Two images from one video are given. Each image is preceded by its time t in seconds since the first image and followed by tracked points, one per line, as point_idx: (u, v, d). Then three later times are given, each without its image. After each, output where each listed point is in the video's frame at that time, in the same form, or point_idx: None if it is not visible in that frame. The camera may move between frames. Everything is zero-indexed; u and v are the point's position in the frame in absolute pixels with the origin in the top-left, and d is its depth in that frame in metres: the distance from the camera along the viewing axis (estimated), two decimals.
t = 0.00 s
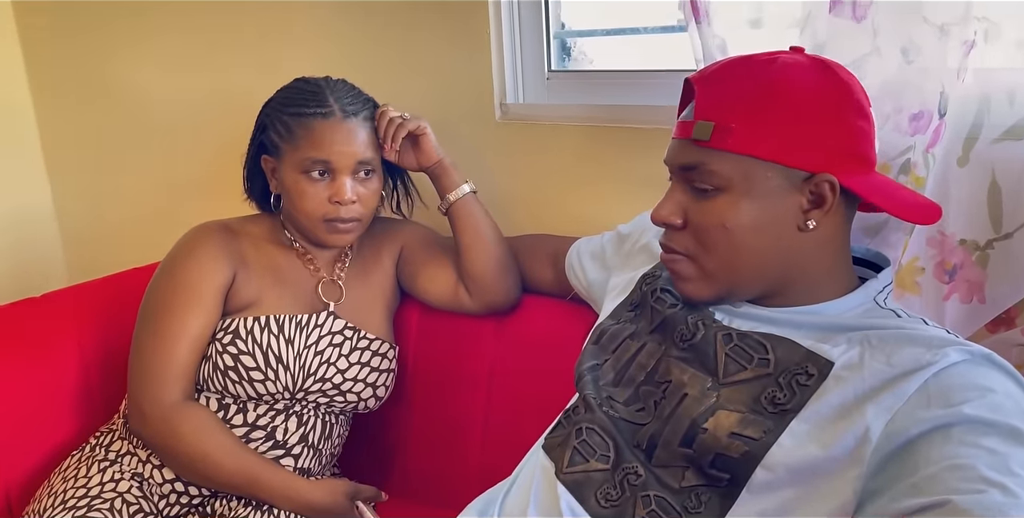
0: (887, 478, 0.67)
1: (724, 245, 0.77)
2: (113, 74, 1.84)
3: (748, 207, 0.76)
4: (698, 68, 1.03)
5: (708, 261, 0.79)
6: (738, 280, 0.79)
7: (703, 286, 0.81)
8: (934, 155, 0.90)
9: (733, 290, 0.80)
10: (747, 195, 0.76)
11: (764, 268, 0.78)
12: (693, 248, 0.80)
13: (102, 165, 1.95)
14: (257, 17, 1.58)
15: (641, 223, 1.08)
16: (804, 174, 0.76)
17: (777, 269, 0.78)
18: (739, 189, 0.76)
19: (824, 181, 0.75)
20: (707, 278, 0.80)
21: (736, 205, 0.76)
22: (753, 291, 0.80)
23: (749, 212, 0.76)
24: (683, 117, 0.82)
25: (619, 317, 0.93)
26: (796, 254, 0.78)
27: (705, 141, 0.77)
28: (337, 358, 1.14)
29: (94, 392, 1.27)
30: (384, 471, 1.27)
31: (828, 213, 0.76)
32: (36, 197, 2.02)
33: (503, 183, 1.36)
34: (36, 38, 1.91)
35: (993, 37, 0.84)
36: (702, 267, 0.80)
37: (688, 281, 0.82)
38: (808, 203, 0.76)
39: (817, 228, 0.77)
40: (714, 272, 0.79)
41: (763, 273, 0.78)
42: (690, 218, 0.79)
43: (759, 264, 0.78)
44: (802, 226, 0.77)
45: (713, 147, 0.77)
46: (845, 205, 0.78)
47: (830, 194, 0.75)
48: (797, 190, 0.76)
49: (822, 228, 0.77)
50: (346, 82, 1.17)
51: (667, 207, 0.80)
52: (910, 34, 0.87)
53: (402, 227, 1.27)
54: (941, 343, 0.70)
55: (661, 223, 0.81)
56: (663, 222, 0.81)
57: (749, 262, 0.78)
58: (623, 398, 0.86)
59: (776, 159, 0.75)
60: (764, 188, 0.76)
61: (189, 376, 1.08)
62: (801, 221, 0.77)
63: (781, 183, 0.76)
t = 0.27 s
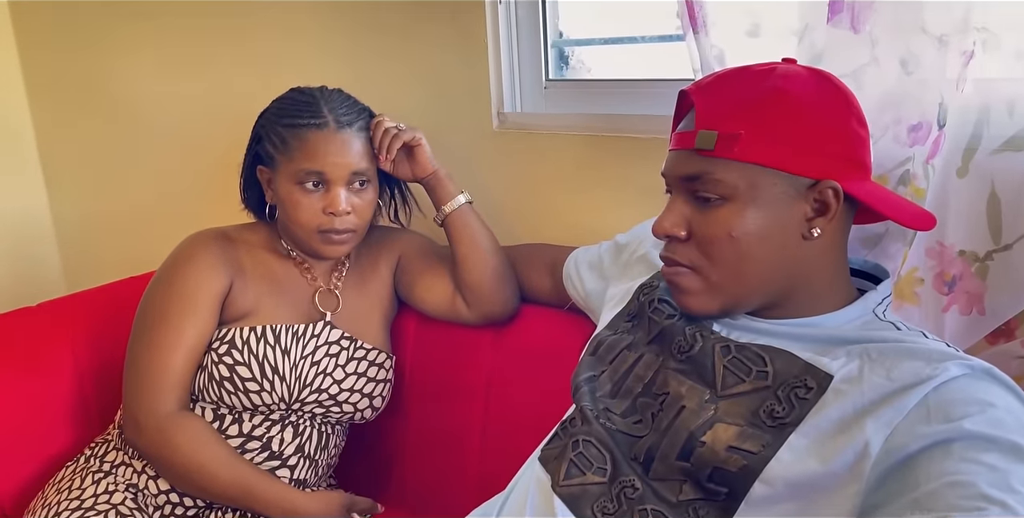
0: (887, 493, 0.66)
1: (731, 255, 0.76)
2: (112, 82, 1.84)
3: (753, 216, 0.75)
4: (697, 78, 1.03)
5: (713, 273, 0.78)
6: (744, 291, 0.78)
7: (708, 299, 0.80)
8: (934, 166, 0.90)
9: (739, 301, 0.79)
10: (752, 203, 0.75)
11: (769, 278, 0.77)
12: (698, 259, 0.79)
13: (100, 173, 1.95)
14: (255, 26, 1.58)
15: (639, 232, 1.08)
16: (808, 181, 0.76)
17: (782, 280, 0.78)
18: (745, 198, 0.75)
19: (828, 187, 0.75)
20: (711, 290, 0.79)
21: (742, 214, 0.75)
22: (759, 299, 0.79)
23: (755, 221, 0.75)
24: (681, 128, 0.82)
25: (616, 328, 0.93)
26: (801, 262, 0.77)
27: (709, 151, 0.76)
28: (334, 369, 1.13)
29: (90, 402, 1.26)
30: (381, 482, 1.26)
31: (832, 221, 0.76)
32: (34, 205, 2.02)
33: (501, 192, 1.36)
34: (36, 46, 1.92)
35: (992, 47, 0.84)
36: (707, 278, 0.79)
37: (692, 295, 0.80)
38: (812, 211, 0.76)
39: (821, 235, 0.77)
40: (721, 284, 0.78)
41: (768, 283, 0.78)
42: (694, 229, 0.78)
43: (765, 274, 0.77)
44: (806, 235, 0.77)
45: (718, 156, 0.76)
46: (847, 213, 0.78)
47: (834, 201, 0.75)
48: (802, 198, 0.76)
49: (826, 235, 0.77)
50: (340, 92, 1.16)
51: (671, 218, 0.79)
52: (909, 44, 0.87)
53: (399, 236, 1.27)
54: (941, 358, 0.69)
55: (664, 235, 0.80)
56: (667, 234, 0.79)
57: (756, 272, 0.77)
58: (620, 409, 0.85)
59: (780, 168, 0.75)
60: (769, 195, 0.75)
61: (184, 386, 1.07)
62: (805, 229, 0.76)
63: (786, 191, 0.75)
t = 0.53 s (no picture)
0: (883, 506, 0.66)
1: (733, 264, 0.76)
2: (109, 89, 1.84)
3: (754, 224, 0.75)
4: (693, 86, 1.03)
5: (714, 282, 0.78)
6: (745, 301, 0.78)
7: (709, 308, 0.79)
8: (932, 177, 0.89)
9: (740, 311, 0.78)
10: (754, 211, 0.75)
11: (769, 287, 0.77)
12: (699, 268, 0.78)
13: (97, 180, 1.94)
14: (252, 33, 1.58)
15: (637, 241, 1.08)
16: (809, 190, 0.75)
17: (783, 290, 0.78)
18: (747, 206, 0.75)
19: (829, 196, 0.75)
20: (712, 299, 0.79)
21: (743, 223, 0.75)
22: (760, 308, 0.79)
23: (757, 229, 0.75)
24: (682, 136, 0.81)
25: (612, 338, 0.92)
26: (801, 272, 0.77)
27: (712, 158, 0.76)
28: (329, 377, 1.13)
29: (84, 410, 1.26)
30: (377, 492, 1.26)
31: (833, 230, 0.76)
32: (29, 211, 2.02)
33: (498, 200, 1.36)
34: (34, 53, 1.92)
35: (989, 57, 0.84)
36: (707, 287, 0.78)
37: (693, 304, 0.80)
38: (813, 220, 0.76)
39: (822, 245, 0.76)
40: (722, 292, 0.78)
41: (769, 293, 0.78)
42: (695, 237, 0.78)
43: (766, 283, 0.77)
44: (807, 244, 0.76)
45: (721, 164, 0.76)
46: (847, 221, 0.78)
47: (835, 210, 0.75)
48: (803, 207, 0.76)
49: (826, 245, 0.77)
50: (337, 101, 1.16)
51: (672, 227, 0.79)
52: (906, 53, 0.86)
53: (396, 244, 1.27)
54: (938, 369, 0.68)
55: (665, 243, 0.80)
56: (668, 242, 0.79)
57: (757, 281, 0.77)
58: (616, 420, 0.85)
59: (778, 176, 0.75)
60: (772, 204, 0.75)
61: (179, 394, 1.06)
62: (806, 238, 0.76)
63: (787, 200, 0.75)
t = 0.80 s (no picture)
0: None
1: (733, 278, 0.75)
2: (106, 97, 1.84)
3: (750, 237, 0.74)
4: (688, 95, 1.03)
5: (713, 297, 0.77)
6: (744, 315, 0.77)
7: (709, 325, 0.78)
8: (926, 187, 0.89)
9: (739, 325, 0.78)
10: (751, 224, 0.74)
11: (769, 299, 0.77)
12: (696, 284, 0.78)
13: (94, 187, 1.94)
14: (249, 40, 1.58)
15: (631, 250, 1.07)
16: (805, 202, 0.75)
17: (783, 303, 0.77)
18: (745, 220, 0.74)
19: (824, 208, 0.74)
20: (711, 314, 0.78)
21: (739, 237, 0.74)
22: (758, 321, 0.78)
23: (756, 242, 0.74)
24: (674, 148, 0.80)
25: (606, 348, 0.92)
26: (799, 283, 0.77)
27: (708, 172, 0.75)
28: (323, 386, 1.12)
29: (77, 419, 1.25)
30: (371, 502, 1.25)
31: (829, 242, 0.75)
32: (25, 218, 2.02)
33: (494, 208, 1.35)
34: (31, 60, 1.92)
35: (983, 67, 0.84)
36: (706, 302, 0.78)
37: (692, 322, 0.79)
38: (810, 231, 0.76)
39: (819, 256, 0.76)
40: (721, 308, 0.77)
41: (769, 305, 0.77)
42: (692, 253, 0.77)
43: (764, 296, 0.76)
44: (804, 255, 0.76)
45: (718, 178, 0.75)
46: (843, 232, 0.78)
47: (831, 222, 0.75)
48: (800, 219, 0.75)
49: (822, 256, 0.77)
50: (332, 108, 1.16)
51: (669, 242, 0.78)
52: (899, 64, 0.86)
53: (391, 252, 1.26)
54: (933, 382, 0.68)
55: (661, 258, 0.79)
56: (664, 257, 0.78)
57: (756, 294, 0.76)
58: (610, 432, 0.84)
59: (777, 189, 0.74)
60: (769, 216, 0.74)
61: (171, 404, 1.06)
62: (802, 250, 0.76)
63: (784, 211, 0.75)
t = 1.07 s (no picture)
0: None
1: (741, 289, 0.75)
2: (103, 102, 1.84)
3: (759, 249, 0.74)
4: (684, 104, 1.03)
5: (720, 309, 0.76)
6: (749, 327, 0.77)
7: (713, 336, 0.78)
8: (922, 197, 0.88)
9: (744, 337, 0.77)
10: (762, 236, 0.74)
11: (775, 309, 0.76)
12: (704, 296, 0.77)
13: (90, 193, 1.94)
14: (246, 47, 1.58)
15: (629, 259, 1.07)
16: (812, 213, 0.75)
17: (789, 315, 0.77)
18: (754, 231, 0.74)
19: (831, 220, 0.75)
20: (718, 327, 0.78)
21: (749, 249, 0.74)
22: (763, 332, 0.77)
23: (762, 254, 0.74)
24: (678, 159, 0.80)
25: (601, 359, 0.91)
26: (803, 295, 0.77)
27: (719, 185, 0.75)
28: (317, 395, 1.12)
29: (71, 427, 1.25)
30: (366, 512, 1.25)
31: (834, 252, 0.76)
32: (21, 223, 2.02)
33: (490, 216, 1.35)
34: (28, 66, 1.92)
35: (980, 77, 0.84)
36: (713, 313, 0.77)
37: (698, 334, 0.78)
38: (816, 242, 0.76)
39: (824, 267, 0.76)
40: (730, 320, 0.77)
41: (775, 316, 0.77)
42: (699, 264, 0.77)
43: (770, 306, 0.76)
44: (809, 266, 0.76)
45: (728, 190, 0.74)
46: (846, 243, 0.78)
47: (837, 234, 0.75)
48: (806, 230, 0.76)
49: (828, 267, 0.77)
50: (337, 117, 1.16)
51: (676, 253, 0.77)
52: (893, 75, 0.86)
53: (386, 261, 1.26)
54: (926, 393, 0.68)
55: (667, 270, 0.78)
56: (670, 269, 0.77)
57: (763, 304, 0.76)
58: (604, 442, 0.84)
59: (786, 201, 0.74)
60: (777, 226, 0.74)
61: (164, 413, 1.05)
62: (809, 260, 0.76)
63: (792, 223, 0.75)
